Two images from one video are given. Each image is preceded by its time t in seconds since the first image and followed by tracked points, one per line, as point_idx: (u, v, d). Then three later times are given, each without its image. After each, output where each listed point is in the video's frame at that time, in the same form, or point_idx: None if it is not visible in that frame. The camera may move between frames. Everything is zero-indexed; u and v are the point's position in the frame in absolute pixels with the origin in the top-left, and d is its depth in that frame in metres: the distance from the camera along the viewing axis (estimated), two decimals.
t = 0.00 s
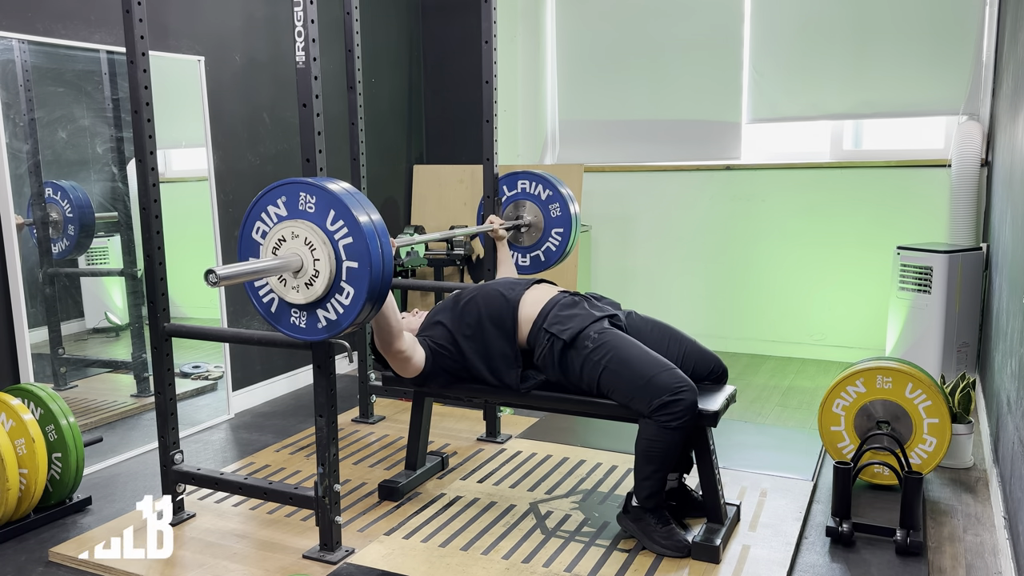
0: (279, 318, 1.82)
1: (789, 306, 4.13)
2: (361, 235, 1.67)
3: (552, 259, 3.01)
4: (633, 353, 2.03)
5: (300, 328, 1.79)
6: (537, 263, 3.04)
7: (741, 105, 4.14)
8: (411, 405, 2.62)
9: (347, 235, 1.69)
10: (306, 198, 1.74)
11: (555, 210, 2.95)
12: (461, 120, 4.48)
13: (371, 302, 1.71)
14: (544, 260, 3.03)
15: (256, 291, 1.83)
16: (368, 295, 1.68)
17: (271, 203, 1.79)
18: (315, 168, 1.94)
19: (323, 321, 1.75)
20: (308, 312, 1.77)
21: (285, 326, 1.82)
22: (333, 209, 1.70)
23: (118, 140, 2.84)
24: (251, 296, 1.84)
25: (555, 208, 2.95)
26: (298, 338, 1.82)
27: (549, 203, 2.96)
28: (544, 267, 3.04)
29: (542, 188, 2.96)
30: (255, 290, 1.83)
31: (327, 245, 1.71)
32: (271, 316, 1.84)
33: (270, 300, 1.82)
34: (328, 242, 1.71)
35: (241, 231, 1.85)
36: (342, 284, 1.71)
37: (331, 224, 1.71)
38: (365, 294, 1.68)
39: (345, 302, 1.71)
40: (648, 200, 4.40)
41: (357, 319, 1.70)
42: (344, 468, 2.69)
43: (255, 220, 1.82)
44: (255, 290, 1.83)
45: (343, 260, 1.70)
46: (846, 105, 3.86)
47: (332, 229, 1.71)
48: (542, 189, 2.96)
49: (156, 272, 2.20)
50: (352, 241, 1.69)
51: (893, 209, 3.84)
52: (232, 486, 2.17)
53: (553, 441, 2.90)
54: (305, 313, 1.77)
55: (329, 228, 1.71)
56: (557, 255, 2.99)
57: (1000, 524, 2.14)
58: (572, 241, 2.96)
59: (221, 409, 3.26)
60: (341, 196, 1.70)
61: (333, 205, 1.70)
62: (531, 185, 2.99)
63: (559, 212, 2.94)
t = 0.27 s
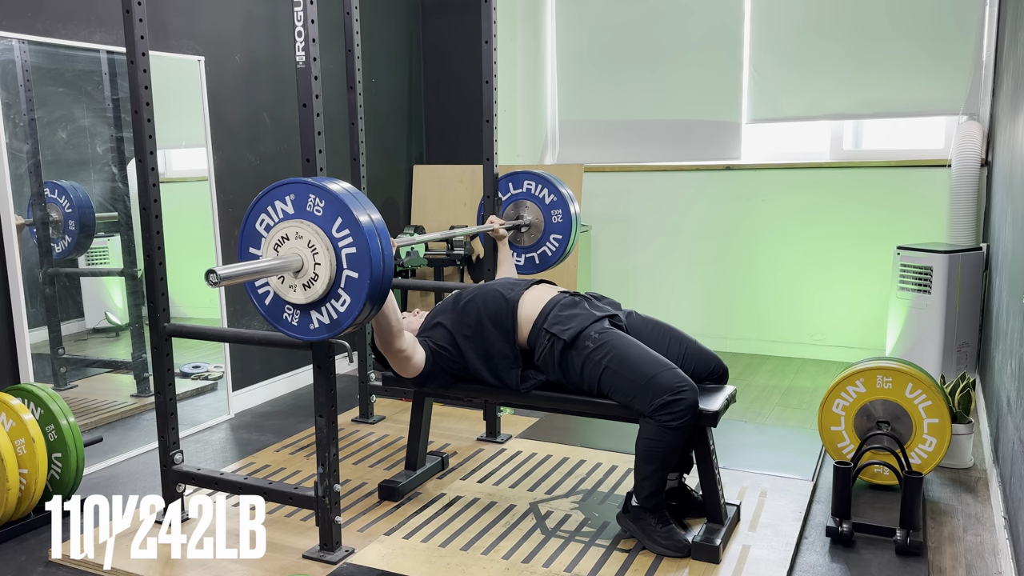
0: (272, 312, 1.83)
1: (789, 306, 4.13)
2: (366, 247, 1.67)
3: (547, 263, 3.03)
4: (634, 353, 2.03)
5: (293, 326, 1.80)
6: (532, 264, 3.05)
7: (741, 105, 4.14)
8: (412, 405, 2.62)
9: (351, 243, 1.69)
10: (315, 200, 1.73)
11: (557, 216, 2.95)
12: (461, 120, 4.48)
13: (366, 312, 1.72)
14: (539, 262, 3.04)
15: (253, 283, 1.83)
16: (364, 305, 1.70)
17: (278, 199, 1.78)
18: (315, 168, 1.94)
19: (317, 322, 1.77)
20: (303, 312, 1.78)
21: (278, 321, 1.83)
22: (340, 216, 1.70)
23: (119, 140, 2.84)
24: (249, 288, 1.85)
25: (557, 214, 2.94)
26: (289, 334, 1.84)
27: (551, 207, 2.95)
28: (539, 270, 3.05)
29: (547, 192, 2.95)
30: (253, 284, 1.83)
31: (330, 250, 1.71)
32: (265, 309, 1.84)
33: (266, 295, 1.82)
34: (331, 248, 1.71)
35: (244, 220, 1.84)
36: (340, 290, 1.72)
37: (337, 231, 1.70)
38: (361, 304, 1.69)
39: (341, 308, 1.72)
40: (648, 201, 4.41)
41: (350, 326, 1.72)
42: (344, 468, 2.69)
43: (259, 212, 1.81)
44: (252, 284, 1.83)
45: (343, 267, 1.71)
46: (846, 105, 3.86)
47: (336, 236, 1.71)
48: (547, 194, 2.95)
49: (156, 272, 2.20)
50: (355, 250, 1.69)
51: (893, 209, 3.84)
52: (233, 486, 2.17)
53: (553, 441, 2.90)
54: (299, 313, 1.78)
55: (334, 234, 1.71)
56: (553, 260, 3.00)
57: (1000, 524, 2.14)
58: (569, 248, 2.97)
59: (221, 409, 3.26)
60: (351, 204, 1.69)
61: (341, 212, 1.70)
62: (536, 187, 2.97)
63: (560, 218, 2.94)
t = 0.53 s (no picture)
0: (274, 308, 1.83)
1: (789, 306, 4.13)
2: (369, 242, 1.67)
3: (549, 260, 3.02)
4: (634, 353, 2.03)
5: (295, 322, 1.80)
6: (533, 261, 3.05)
7: (741, 105, 4.14)
8: (412, 405, 2.61)
9: (355, 238, 1.69)
10: (319, 195, 1.73)
11: (560, 212, 2.94)
12: (461, 119, 4.48)
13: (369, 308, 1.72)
14: (541, 259, 3.04)
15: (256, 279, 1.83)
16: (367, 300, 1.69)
17: (283, 194, 1.79)
18: (315, 168, 1.94)
19: (320, 318, 1.77)
20: (306, 307, 1.78)
21: (280, 316, 1.83)
22: (344, 211, 1.70)
23: (118, 140, 2.84)
24: (251, 283, 1.85)
25: (560, 210, 2.94)
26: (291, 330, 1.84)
27: (554, 204, 2.95)
28: (540, 267, 3.05)
29: (550, 188, 2.94)
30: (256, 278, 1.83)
31: (333, 245, 1.71)
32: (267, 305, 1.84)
33: (268, 289, 1.82)
34: (335, 244, 1.71)
35: (247, 215, 1.85)
36: (343, 286, 1.72)
37: (340, 225, 1.70)
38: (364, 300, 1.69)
39: (344, 303, 1.72)
40: (648, 201, 4.41)
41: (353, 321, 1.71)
42: (344, 468, 2.69)
43: (264, 207, 1.82)
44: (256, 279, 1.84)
45: (347, 262, 1.71)
46: (846, 105, 3.86)
47: (340, 231, 1.71)
48: (550, 190, 2.94)
49: (156, 272, 2.19)
50: (358, 245, 1.69)
51: (893, 209, 3.84)
52: (232, 486, 2.17)
53: (553, 442, 2.90)
54: (302, 308, 1.78)
55: (338, 229, 1.71)
56: (555, 256, 3.00)
57: (1000, 524, 2.14)
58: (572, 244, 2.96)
59: (221, 409, 3.26)
60: (355, 199, 1.69)
61: (344, 207, 1.70)
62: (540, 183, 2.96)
63: (563, 214, 2.94)
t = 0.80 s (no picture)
0: (285, 291, 1.83)
1: (789, 306, 4.13)
2: (376, 215, 1.66)
3: (556, 250, 3.01)
4: (634, 353, 2.03)
5: (308, 304, 1.80)
6: (541, 252, 3.04)
7: (741, 105, 4.14)
8: (412, 405, 2.62)
9: (362, 214, 1.68)
10: (324, 172, 1.73)
11: (564, 200, 2.93)
12: (461, 120, 4.48)
13: (380, 284, 1.70)
14: (548, 250, 3.03)
15: (264, 264, 1.83)
16: (378, 275, 1.68)
17: (287, 175, 1.79)
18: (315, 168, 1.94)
19: (332, 298, 1.76)
20: (317, 288, 1.78)
21: (291, 299, 1.83)
22: (350, 187, 1.69)
23: (118, 140, 2.84)
24: (261, 271, 1.85)
25: (564, 199, 2.93)
26: (303, 313, 1.83)
27: (558, 193, 2.93)
28: (547, 258, 3.04)
29: (552, 178, 2.93)
30: (265, 264, 1.83)
31: (341, 222, 1.71)
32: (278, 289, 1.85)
33: (277, 274, 1.82)
34: (343, 221, 1.71)
35: (254, 201, 1.85)
36: (353, 263, 1.71)
37: (347, 202, 1.70)
38: (375, 275, 1.68)
39: (355, 282, 1.71)
40: (648, 201, 4.41)
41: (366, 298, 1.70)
42: (344, 468, 2.69)
43: (270, 192, 1.82)
44: (265, 265, 1.84)
45: (356, 239, 1.70)
46: (846, 105, 3.86)
47: (347, 207, 1.70)
48: (552, 179, 2.93)
49: (156, 272, 2.19)
50: (366, 220, 1.68)
51: (893, 209, 3.84)
52: (232, 486, 2.17)
53: (553, 441, 2.90)
54: (313, 289, 1.78)
55: (345, 205, 1.70)
56: (563, 245, 2.99)
57: (1000, 524, 2.14)
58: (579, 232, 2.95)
59: (221, 409, 3.26)
60: (360, 174, 1.68)
61: (350, 183, 1.69)
62: (542, 174, 2.95)
63: (568, 202, 2.93)
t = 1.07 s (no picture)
0: (296, 292, 1.82)
1: (789, 306, 4.13)
2: (382, 206, 1.66)
3: (561, 251, 3.00)
4: (634, 353, 2.03)
5: (320, 304, 1.79)
6: (546, 254, 3.03)
7: (741, 105, 4.14)
8: (412, 405, 2.61)
9: (368, 206, 1.68)
10: (326, 169, 1.74)
11: (566, 200, 2.94)
12: (461, 120, 4.48)
13: (392, 275, 1.70)
14: (553, 252, 3.02)
15: (272, 266, 1.83)
16: (390, 265, 1.67)
17: (290, 176, 1.80)
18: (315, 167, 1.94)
19: (343, 295, 1.75)
20: (327, 286, 1.77)
21: (302, 300, 1.82)
22: (353, 180, 1.70)
23: (118, 140, 2.84)
24: (269, 275, 1.85)
25: (565, 199, 2.93)
26: (314, 313, 1.82)
27: (559, 194, 2.94)
28: (552, 260, 3.03)
29: (552, 179, 2.95)
30: (272, 267, 1.83)
31: (347, 217, 1.71)
32: (288, 290, 1.84)
33: (287, 276, 1.82)
34: (349, 215, 1.71)
35: (258, 207, 1.85)
36: (363, 257, 1.70)
37: (352, 196, 1.70)
38: (386, 266, 1.67)
39: (366, 275, 1.70)
40: (648, 200, 4.41)
41: (378, 291, 1.69)
42: (344, 468, 2.69)
43: (273, 195, 1.82)
44: (273, 269, 1.83)
45: (364, 233, 1.70)
46: (846, 105, 3.86)
47: (352, 201, 1.70)
48: (552, 180, 2.95)
49: (156, 272, 2.19)
50: (373, 212, 1.68)
51: (893, 209, 3.84)
52: (232, 486, 2.17)
53: (553, 441, 2.90)
54: (324, 288, 1.77)
55: (350, 200, 1.71)
56: (567, 245, 2.97)
57: (1000, 524, 2.14)
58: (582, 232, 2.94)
59: (220, 409, 3.26)
60: (362, 167, 1.69)
61: (354, 176, 1.70)
62: (543, 176, 2.97)
63: (570, 202, 2.93)
